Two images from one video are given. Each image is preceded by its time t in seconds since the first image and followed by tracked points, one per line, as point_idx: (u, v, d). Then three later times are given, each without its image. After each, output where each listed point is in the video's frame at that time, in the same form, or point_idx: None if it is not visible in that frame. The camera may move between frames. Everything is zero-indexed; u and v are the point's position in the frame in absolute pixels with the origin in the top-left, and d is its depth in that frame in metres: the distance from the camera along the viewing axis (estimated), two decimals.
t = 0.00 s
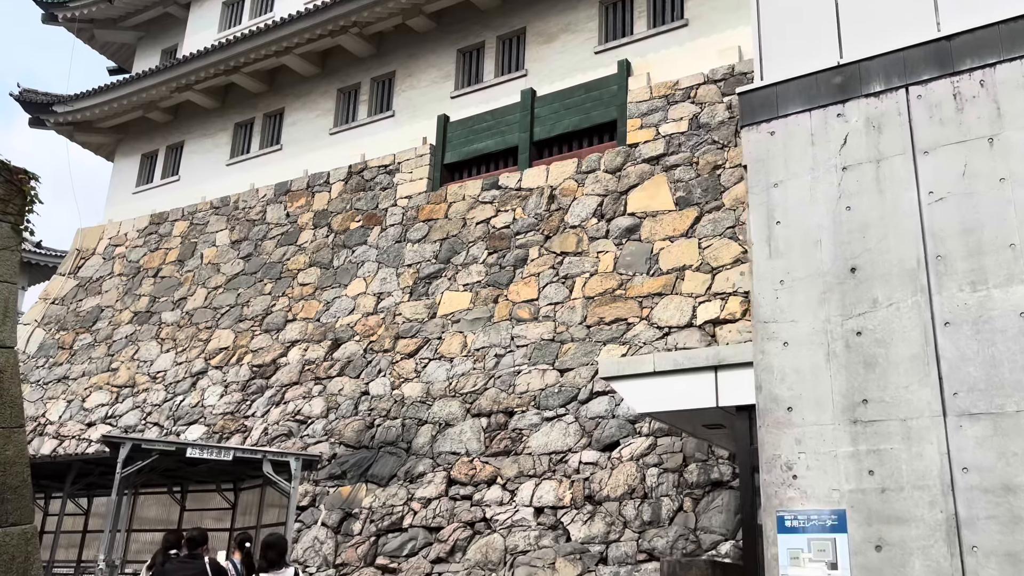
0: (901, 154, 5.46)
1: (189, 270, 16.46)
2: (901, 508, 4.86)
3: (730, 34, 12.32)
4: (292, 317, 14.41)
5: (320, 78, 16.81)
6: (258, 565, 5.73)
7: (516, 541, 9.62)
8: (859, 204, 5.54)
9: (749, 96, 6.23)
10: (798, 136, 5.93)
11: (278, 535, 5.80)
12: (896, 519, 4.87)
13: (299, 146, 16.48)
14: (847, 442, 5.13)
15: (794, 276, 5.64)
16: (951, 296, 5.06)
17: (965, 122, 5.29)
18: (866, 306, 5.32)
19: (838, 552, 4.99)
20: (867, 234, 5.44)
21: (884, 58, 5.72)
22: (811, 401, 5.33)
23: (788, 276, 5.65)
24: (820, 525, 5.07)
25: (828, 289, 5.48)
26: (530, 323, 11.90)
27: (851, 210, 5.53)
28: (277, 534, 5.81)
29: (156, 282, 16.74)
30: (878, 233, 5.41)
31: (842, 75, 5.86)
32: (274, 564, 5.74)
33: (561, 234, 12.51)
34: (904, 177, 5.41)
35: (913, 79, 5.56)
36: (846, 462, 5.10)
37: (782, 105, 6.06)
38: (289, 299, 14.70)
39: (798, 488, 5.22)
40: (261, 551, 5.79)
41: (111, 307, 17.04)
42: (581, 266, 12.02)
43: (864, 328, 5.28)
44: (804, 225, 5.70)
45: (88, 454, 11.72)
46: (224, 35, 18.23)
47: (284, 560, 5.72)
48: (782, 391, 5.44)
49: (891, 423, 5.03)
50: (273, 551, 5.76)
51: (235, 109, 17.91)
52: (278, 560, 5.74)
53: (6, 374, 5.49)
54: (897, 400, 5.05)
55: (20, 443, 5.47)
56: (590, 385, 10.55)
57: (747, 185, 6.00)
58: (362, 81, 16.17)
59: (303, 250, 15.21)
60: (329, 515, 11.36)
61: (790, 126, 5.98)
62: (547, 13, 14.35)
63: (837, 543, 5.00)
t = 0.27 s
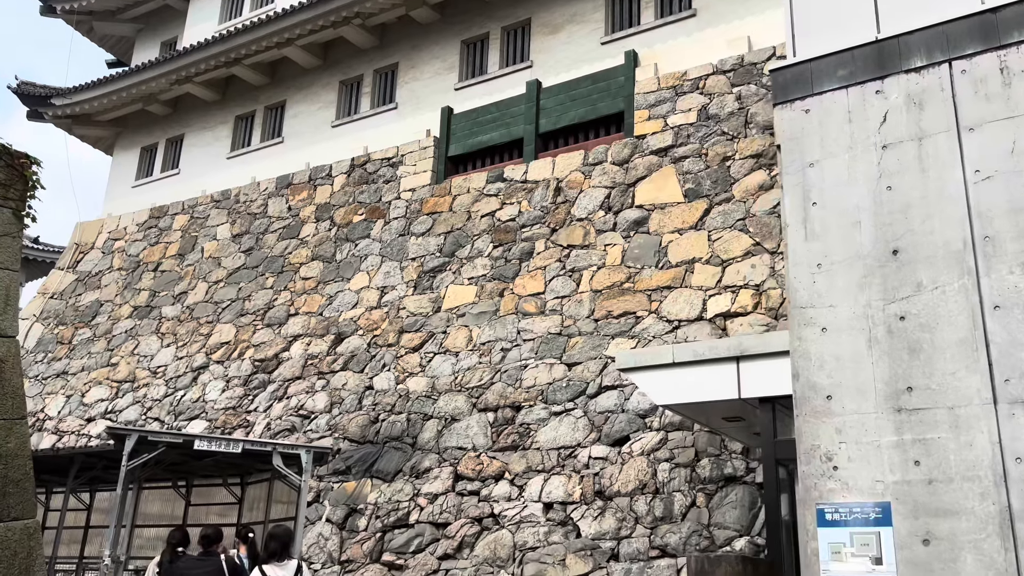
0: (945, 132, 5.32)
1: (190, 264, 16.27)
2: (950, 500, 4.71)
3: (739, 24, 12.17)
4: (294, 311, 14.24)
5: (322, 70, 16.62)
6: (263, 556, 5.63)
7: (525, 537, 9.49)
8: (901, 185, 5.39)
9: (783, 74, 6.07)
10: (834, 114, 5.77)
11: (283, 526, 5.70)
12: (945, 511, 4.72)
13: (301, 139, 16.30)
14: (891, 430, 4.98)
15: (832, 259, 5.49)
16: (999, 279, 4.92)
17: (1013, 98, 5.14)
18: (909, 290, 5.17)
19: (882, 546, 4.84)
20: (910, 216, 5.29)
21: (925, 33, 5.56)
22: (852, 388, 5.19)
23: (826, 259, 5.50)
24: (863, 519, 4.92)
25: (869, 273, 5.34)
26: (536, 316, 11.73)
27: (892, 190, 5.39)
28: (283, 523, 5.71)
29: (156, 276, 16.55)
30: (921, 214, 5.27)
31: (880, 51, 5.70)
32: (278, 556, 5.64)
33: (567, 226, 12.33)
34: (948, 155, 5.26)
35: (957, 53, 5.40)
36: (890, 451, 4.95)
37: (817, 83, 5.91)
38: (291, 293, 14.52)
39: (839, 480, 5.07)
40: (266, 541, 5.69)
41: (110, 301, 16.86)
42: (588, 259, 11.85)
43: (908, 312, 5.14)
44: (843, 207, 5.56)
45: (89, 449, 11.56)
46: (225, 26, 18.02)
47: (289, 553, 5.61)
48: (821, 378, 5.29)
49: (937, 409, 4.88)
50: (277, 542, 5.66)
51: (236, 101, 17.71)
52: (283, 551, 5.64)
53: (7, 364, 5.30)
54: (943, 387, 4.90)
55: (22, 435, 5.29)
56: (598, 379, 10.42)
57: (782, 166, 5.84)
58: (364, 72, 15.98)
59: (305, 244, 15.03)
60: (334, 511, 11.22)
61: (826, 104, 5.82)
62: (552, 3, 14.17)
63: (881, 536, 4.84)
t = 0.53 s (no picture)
0: (988, 115, 5.10)
1: (188, 259, 16.07)
2: (996, 503, 4.51)
3: (748, 15, 12.01)
4: (294, 307, 14.05)
5: (323, 63, 16.41)
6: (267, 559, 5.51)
7: (532, 537, 9.34)
8: (942, 171, 5.18)
9: (814, 56, 5.85)
10: (869, 97, 5.55)
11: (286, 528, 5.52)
12: (991, 514, 4.51)
13: (302, 132, 16.08)
14: (934, 429, 4.77)
15: (869, 249, 5.28)
16: None
17: None
18: (952, 281, 4.96)
19: (925, 550, 4.64)
20: (951, 203, 5.08)
21: (966, 11, 5.33)
22: (891, 384, 4.98)
23: (862, 250, 5.30)
24: (905, 522, 4.72)
25: (909, 264, 5.13)
26: (541, 312, 11.54)
27: (932, 176, 5.18)
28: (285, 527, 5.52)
29: (154, 272, 16.34)
30: (964, 202, 5.05)
31: (918, 30, 5.47)
32: (280, 559, 5.50)
33: (572, 221, 12.12)
34: (992, 140, 5.05)
35: (1000, 32, 5.17)
36: (933, 450, 4.75)
37: (850, 65, 5.69)
38: (291, 288, 14.33)
39: (878, 480, 4.88)
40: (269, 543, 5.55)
41: (107, 297, 16.65)
42: (593, 253, 11.66)
43: (950, 304, 4.93)
44: (881, 194, 5.34)
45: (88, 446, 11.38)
46: (223, 18, 17.79)
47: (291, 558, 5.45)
48: (858, 373, 5.09)
49: (983, 406, 4.67)
50: (280, 545, 5.50)
51: (235, 94, 17.48)
52: (285, 555, 5.49)
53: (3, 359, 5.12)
54: (989, 382, 4.69)
55: (18, 433, 5.10)
56: (605, 375, 10.25)
57: (814, 152, 5.63)
58: (366, 65, 15.77)
59: (305, 238, 14.83)
60: (336, 510, 11.04)
61: (860, 87, 5.60)
62: None
63: (923, 540, 4.65)
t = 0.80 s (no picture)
0: None
1: (184, 251, 15.86)
2: None
3: (753, 3, 11.88)
4: (292, 299, 13.86)
5: (320, 52, 16.19)
6: (263, 549, 5.60)
7: (536, 531, 9.22)
8: (976, 146, 5.01)
9: (840, 28, 5.67)
10: (899, 69, 5.38)
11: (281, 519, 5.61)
12: None
13: (299, 122, 15.88)
14: (971, 413, 4.61)
15: (900, 228, 5.12)
16: None
17: None
18: (988, 260, 4.80)
19: (963, 542, 4.48)
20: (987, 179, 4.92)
21: None
22: (925, 367, 4.81)
23: (893, 228, 5.14)
24: (942, 511, 4.57)
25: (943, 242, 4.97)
26: (543, 303, 11.35)
27: (967, 151, 5.01)
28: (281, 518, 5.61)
29: (150, 264, 16.14)
30: (1002, 176, 4.89)
31: None
32: (277, 550, 5.58)
33: (574, 211, 11.92)
34: None
35: None
36: (969, 436, 4.59)
37: (879, 36, 5.51)
38: (289, 280, 14.13)
39: (911, 467, 4.72)
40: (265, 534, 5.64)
41: (102, 289, 16.45)
42: (596, 244, 11.46)
43: (987, 284, 4.77)
44: (912, 170, 5.18)
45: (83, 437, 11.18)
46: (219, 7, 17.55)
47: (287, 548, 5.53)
48: (889, 356, 4.93)
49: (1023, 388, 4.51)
50: (276, 536, 5.59)
51: (231, 84, 17.26)
52: (282, 546, 5.56)
53: None
54: None
55: (8, 422, 4.91)
56: (609, 367, 10.09)
57: (841, 127, 5.47)
58: (364, 54, 15.56)
59: (303, 230, 14.63)
60: (335, 504, 10.89)
61: (889, 59, 5.43)
62: None
63: (962, 532, 4.49)
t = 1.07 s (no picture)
0: None
1: (179, 243, 15.62)
2: None
3: None
4: (288, 291, 13.64)
5: (317, 41, 15.94)
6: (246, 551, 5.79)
7: (539, 528, 9.07)
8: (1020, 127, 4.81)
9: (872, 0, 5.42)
10: (937, 46, 5.15)
11: (265, 521, 5.84)
12: None
13: (296, 113, 15.63)
14: (1016, 406, 4.42)
15: (939, 212, 4.92)
16: None
17: None
18: None
19: (1010, 543, 4.24)
20: None
21: None
22: (966, 357, 4.62)
23: (931, 212, 4.93)
24: (987, 511, 4.35)
25: (985, 227, 4.77)
26: (545, 296, 11.13)
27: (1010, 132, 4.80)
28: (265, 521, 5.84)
29: (144, 256, 15.90)
30: None
31: None
32: (261, 552, 5.79)
33: (577, 203, 11.70)
34: None
35: None
36: (1014, 430, 4.41)
37: (914, 10, 5.27)
38: (285, 272, 13.90)
39: (951, 462, 4.53)
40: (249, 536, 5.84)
41: (96, 282, 16.21)
42: (599, 236, 11.23)
43: None
44: (951, 150, 4.97)
45: (75, 431, 10.96)
46: None
47: (271, 549, 5.76)
48: (928, 345, 4.74)
49: None
50: (261, 537, 5.81)
51: (227, 73, 16.99)
52: (266, 548, 5.78)
53: None
54: None
55: None
56: (613, 361, 9.90)
57: (876, 106, 5.24)
58: (362, 43, 15.31)
59: (299, 221, 14.40)
60: (333, 500, 10.70)
61: (925, 35, 5.20)
62: None
63: (1009, 533, 4.25)
